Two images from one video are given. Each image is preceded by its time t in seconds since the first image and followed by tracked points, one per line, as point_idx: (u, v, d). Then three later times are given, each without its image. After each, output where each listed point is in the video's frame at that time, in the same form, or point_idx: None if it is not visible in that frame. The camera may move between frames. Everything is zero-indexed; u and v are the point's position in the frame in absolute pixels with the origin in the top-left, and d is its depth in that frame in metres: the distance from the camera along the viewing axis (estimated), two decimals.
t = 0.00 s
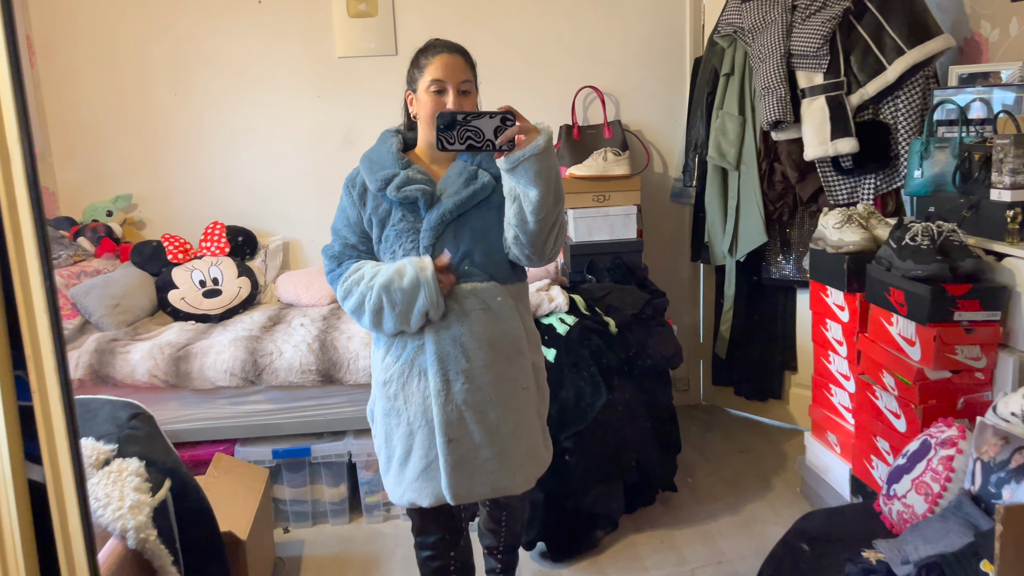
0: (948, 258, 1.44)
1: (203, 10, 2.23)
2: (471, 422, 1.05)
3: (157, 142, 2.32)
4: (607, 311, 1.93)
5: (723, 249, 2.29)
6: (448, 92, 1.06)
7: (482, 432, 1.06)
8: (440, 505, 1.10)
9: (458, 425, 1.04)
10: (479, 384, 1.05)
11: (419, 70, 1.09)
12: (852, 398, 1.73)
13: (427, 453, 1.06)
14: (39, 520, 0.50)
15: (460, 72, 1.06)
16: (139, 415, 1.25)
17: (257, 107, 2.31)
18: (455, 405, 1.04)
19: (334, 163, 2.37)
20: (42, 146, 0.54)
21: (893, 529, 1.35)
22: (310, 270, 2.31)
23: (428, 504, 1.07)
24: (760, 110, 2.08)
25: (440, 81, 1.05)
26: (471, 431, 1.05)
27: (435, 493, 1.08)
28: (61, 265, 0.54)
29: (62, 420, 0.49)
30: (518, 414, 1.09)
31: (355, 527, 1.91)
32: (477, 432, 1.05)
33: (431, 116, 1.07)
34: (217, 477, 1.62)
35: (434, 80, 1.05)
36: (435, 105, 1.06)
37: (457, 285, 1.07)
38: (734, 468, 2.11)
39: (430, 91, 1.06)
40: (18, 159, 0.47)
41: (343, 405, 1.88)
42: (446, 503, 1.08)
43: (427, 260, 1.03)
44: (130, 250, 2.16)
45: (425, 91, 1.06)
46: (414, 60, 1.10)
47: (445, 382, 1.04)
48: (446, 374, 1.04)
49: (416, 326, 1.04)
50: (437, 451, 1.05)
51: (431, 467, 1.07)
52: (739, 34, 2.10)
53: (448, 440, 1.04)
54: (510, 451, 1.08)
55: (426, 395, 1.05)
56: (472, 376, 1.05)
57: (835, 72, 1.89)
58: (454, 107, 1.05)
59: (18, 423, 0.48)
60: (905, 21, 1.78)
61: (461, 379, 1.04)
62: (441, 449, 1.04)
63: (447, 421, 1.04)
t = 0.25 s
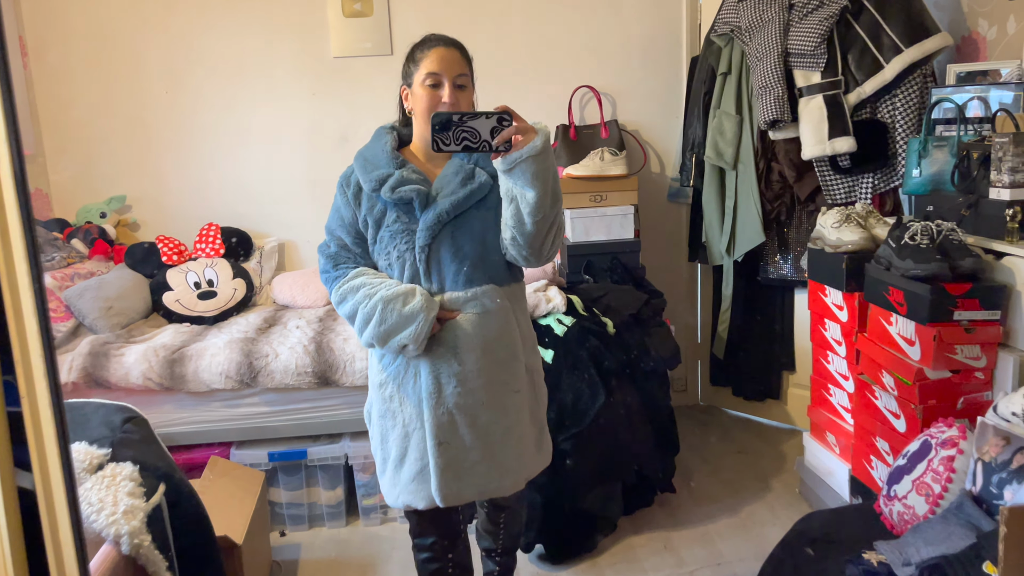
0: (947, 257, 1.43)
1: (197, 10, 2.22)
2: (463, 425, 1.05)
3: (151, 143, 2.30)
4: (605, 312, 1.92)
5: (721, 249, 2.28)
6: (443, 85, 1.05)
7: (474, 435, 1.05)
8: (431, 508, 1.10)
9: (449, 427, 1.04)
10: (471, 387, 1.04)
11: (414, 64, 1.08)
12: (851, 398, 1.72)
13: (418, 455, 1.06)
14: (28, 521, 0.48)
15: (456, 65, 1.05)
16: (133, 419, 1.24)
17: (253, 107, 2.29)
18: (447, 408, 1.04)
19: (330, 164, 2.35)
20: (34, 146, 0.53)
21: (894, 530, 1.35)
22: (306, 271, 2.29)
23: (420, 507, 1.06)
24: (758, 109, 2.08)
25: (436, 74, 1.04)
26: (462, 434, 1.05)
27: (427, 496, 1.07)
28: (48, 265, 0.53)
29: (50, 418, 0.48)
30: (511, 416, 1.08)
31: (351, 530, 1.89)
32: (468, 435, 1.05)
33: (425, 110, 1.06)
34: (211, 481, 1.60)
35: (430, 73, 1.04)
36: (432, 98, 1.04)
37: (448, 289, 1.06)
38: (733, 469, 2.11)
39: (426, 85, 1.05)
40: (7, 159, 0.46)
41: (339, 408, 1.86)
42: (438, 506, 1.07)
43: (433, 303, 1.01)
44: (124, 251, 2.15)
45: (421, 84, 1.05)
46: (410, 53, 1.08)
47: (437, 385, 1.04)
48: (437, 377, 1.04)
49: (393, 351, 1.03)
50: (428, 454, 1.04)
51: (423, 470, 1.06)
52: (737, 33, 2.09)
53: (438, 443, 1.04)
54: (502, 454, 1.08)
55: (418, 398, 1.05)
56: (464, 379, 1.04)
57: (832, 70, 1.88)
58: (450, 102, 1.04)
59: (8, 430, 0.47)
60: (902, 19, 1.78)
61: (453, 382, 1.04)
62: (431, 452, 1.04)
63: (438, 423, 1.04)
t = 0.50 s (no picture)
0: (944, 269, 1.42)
1: (189, 19, 2.20)
2: (469, 437, 1.04)
3: (143, 153, 2.28)
4: (600, 323, 1.91)
5: (716, 259, 2.28)
6: (434, 90, 1.03)
7: (480, 446, 1.05)
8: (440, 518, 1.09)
9: (455, 440, 1.03)
10: (475, 398, 1.04)
11: (404, 68, 1.06)
12: (848, 410, 1.71)
13: (425, 469, 1.06)
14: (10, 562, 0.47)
15: (447, 70, 1.03)
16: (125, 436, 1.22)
17: (246, 116, 2.28)
18: (452, 421, 1.03)
19: (324, 173, 2.34)
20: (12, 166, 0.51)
21: (894, 545, 1.34)
22: (299, 281, 2.27)
23: (429, 518, 1.06)
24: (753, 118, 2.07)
25: (427, 79, 1.02)
26: (468, 446, 1.04)
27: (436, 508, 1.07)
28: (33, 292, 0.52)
29: (37, 448, 0.56)
30: (515, 427, 1.07)
31: (346, 543, 1.88)
32: (475, 446, 1.04)
33: (415, 115, 1.04)
34: (205, 496, 1.58)
35: (421, 78, 1.02)
36: (422, 103, 1.02)
37: (449, 304, 1.04)
38: (729, 479, 2.10)
39: (416, 89, 1.03)
40: None
41: (333, 420, 1.85)
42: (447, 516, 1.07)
43: (434, 345, 1.00)
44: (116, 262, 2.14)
45: (410, 89, 1.03)
46: (399, 58, 1.06)
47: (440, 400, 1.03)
48: (441, 391, 1.03)
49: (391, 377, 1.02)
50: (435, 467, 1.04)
51: (430, 483, 1.06)
52: (731, 43, 2.08)
53: (445, 456, 1.03)
54: (510, 463, 1.07)
55: (421, 412, 1.05)
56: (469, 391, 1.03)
57: (827, 80, 1.88)
58: (441, 108, 1.02)
59: None
60: (897, 30, 1.78)
61: (457, 394, 1.03)
62: (438, 465, 1.03)
63: (444, 437, 1.03)
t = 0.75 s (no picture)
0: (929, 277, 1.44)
1: (175, 29, 2.20)
2: (475, 443, 1.05)
3: (129, 163, 2.27)
4: (589, 332, 1.90)
5: (703, 267, 2.29)
6: (421, 101, 1.02)
7: (486, 451, 1.06)
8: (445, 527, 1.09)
9: (462, 447, 1.04)
10: (480, 404, 1.05)
11: (389, 79, 1.05)
12: (834, 417, 1.72)
13: (431, 479, 1.05)
14: None
15: (433, 81, 1.02)
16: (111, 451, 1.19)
17: (233, 126, 2.27)
18: (459, 428, 1.04)
19: (311, 182, 2.33)
20: None
21: (881, 553, 1.34)
22: (287, 292, 2.27)
23: (435, 528, 1.06)
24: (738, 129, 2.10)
25: (413, 90, 1.01)
26: (474, 452, 1.05)
27: (441, 517, 1.07)
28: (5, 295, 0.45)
29: (25, 475, 0.50)
30: (519, 429, 1.10)
31: (334, 555, 1.87)
32: (481, 451, 1.06)
33: (403, 126, 1.03)
34: (191, 509, 1.56)
35: (407, 89, 1.02)
36: (408, 115, 1.02)
37: (451, 314, 1.05)
38: (718, 487, 2.10)
39: (403, 100, 1.02)
40: None
41: (322, 431, 1.84)
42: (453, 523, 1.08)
43: (438, 378, 0.99)
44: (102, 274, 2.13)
45: (397, 100, 1.02)
46: (383, 68, 1.05)
47: (445, 409, 1.04)
48: (447, 401, 1.04)
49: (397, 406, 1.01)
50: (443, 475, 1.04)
51: (436, 492, 1.06)
52: (716, 53, 2.09)
53: (454, 462, 1.04)
54: (513, 465, 1.09)
55: (426, 424, 1.05)
56: (475, 398, 1.05)
57: (811, 90, 1.90)
58: (430, 119, 1.02)
59: None
60: (879, 40, 1.80)
61: (462, 402, 1.04)
62: (447, 473, 1.04)
63: (452, 444, 1.04)
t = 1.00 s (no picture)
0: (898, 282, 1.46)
1: (153, 36, 2.20)
2: (474, 441, 1.07)
3: (106, 169, 2.25)
4: (567, 337, 1.91)
5: (680, 272, 2.31)
6: (403, 113, 1.03)
7: (484, 449, 1.09)
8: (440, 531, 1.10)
9: (462, 447, 1.06)
10: (478, 403, 1.08)
11: (370, 88, 1.05)
12: (809, 420, 1.75)
13: (430, 482, 1.06)
14: None
15: (414, 93, 1.03)
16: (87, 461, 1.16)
17: (212, 133, 2.27)
18: (458, 429, 1.06)
19: (291, 189, 2.33)
20: None
21: (854, 554, 1.36)
22: (267, 299, 2.26)
23: (433, 532, 1.07)
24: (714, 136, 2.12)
25: (395, 102, 1.02)
26: (473, 450, 1.07)
27: (438, 520, 1.07)
28: None
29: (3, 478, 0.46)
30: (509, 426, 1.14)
31: (314, 562, 1.86)
32: (479, 449, 1.08)
33: (385, 137, 1.04)
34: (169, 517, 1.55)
35: (389, 101, 1.02)
36: (391, 126, 1.02)
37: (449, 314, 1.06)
38: (697, 490, 2.12)
39: (385, 112, 1.03)
40: None
41: (301, 438, 1.83)
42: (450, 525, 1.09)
43: (438, 400, 0.99)
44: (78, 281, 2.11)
45: (378, 112, 1.03)
46: (364, 77, 1.05)
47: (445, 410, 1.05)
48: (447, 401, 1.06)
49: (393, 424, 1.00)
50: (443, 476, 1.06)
51: (434, 495, 1.06)
52: (691, 62, 2.13)
53: (455, 462, 1.05)
54: (505, 462, 1.13)
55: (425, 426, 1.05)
56: (474, 397, 1.07)
57: (784, 98, 1.93)
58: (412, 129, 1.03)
59: None
60: (850, 49, 1.83)
61: (462, 402, 1.06)
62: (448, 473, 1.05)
63: (453, 444, 1.05)
